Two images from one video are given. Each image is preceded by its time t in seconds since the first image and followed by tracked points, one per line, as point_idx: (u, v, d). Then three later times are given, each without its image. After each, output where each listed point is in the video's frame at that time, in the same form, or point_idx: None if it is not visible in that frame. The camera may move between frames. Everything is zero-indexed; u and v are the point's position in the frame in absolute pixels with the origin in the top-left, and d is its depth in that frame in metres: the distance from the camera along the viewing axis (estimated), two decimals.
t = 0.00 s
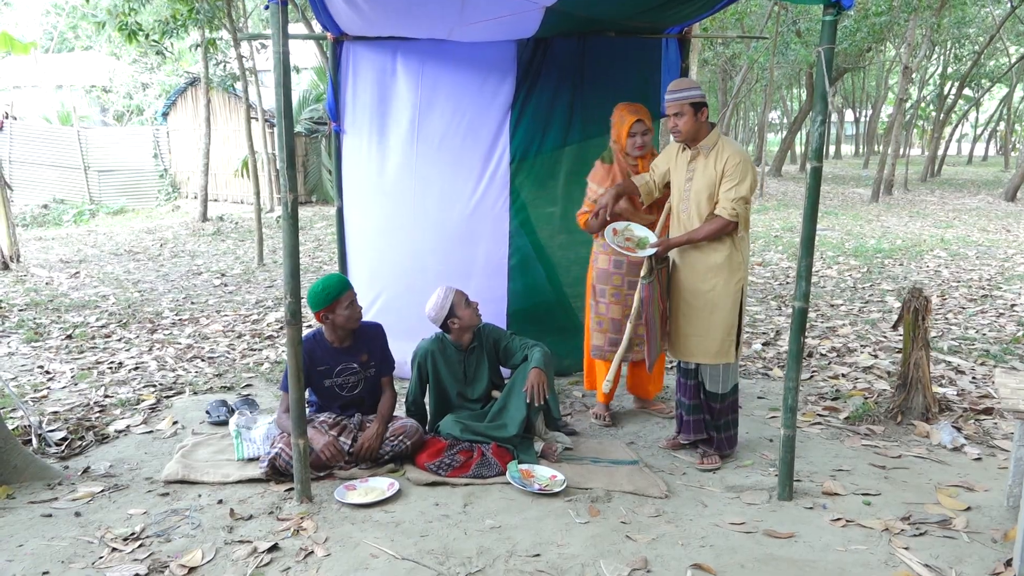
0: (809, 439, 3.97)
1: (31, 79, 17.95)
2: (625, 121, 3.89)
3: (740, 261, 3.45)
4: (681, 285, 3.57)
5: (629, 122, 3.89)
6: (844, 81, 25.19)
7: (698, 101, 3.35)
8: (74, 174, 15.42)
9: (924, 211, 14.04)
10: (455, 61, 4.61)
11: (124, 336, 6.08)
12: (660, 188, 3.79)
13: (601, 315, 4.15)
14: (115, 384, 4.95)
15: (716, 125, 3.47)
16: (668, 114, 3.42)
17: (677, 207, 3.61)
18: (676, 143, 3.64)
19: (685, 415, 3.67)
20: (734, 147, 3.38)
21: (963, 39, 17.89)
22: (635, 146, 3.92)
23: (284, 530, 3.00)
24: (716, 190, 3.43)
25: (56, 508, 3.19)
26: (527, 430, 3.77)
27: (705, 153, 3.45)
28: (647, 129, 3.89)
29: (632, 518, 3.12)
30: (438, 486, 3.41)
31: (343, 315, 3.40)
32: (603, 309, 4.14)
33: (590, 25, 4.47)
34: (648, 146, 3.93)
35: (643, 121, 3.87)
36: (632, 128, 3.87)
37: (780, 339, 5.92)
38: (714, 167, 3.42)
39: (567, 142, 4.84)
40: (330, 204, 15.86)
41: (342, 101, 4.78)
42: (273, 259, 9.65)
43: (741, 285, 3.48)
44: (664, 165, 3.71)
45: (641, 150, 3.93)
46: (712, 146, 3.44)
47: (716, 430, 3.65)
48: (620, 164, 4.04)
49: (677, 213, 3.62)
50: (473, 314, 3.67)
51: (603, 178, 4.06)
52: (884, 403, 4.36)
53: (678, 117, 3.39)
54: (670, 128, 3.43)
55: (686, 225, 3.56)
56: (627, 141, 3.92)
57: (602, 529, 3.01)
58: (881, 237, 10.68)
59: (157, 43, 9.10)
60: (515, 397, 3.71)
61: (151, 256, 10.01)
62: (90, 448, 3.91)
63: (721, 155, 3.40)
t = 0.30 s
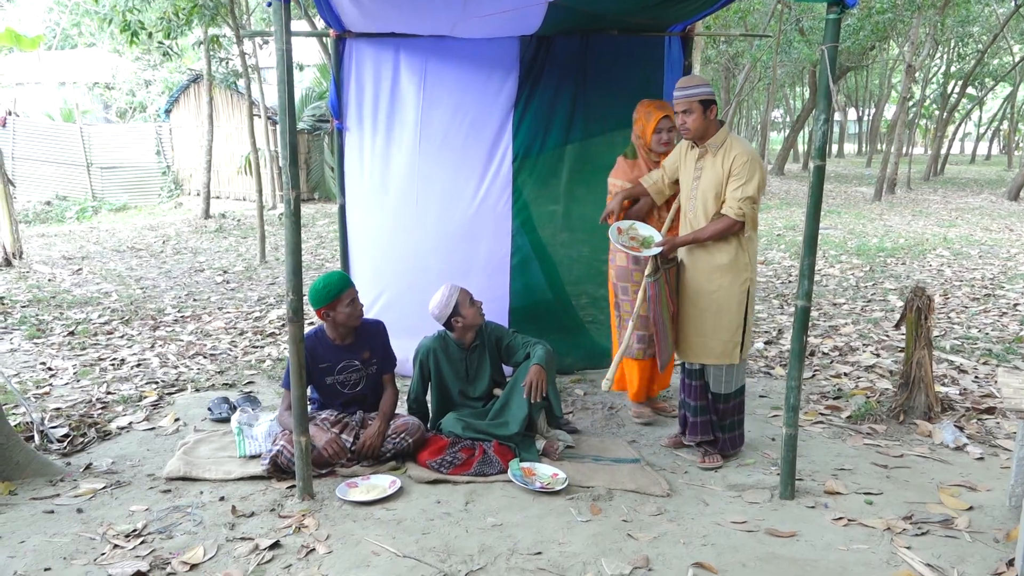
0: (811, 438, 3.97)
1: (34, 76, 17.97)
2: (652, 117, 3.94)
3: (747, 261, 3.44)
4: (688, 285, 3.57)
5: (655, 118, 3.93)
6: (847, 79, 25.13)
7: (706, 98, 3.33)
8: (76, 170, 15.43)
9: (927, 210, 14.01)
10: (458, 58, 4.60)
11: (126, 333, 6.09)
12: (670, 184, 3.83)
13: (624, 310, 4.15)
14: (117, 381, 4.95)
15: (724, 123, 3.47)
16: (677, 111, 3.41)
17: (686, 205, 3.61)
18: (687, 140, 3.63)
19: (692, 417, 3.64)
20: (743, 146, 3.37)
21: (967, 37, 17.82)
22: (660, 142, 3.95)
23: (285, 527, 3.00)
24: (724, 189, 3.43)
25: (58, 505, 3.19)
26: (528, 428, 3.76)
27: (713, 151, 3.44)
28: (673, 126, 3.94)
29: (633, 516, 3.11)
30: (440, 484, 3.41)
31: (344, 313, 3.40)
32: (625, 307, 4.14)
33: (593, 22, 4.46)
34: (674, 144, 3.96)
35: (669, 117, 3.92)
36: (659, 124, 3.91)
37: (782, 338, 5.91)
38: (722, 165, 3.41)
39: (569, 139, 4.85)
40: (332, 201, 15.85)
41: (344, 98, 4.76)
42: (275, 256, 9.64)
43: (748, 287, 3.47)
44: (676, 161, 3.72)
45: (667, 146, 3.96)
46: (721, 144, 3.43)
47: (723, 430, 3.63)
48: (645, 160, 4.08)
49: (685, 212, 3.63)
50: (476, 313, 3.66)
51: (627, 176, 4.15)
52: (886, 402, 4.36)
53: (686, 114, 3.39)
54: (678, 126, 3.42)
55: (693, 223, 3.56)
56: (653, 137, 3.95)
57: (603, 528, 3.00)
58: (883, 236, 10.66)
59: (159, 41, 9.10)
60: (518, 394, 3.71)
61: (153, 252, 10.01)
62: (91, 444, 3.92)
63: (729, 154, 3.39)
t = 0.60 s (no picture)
0: (812, 437, 3.97)
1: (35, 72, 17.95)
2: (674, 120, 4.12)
3: (751, 258, 3.45)
4: (692, 284, 3.56)
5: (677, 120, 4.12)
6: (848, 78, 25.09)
7: (706, 98, 3.33)
8: (77, 166, 15.42)
9: (928, 209, 14.00)
10: (460, 56, 4.60)
11: (127, 329, 6.09)
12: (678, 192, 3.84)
13: (634, 313, 4.18)
14: (117, 377, 4.95)
15: (725, 122, 3.46)
16: (679, 110, 3.40)
17: (688, 205, 3.61)
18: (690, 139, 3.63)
19: (701, 417, 3.62)
20: (745, 144, 3.37)
21: (969, 36, 17.79)
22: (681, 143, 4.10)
23: (285, 524, 3.00)
24: (727, 189, 3.43)
25: (58, 501, 3.19)
26: (528, 426, 3.76)
27: (715, 150, 3.44)
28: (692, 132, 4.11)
29: (634, 514, 3.11)
30: (440, 481, 3.42)
31: (344, 309, 3.40)
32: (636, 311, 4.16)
33: (594, 19, 4.44)
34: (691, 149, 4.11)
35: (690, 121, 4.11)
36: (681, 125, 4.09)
37: (783, 336, 5.90)
38: (724, 164, 3.41)
39: (570, 137, 4.84)
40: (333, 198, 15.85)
41: (346, 95, 4.75)
42: (276, 253, 9.64)
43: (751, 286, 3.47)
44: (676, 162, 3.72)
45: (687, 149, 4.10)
46: (723, 143, 3.43)
47: (732, 430, 3.62)
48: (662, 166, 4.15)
49: (687, 212, 3.62)
50: (477, 310, 3.66)
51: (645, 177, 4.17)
52: (887, 401, 4.35)
53: (687, 113, 3.38)
54: (679, 125, 3.41)
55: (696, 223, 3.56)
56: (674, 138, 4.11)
57: (603, 525, 3.00)
58: (884, 235, 10.65)
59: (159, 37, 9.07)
60: (518, 392, 3.71)
61: (153, 249, 10.01)
62: (92, 441, 3.92)
63: (732, 152, 3.39)
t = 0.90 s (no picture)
0: (813, 435, 3.96)
1: (36, 68, 17.94)
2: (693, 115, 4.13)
3: (749, 256, 3.45)
4: (689, 281, 3.56)
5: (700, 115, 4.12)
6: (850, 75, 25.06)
7: (706, 92, 3.33)
8: (78, 162, 15.42)
9: (930, 207, 13.98)
10: (462, 52, 4.59)
11: (128, 326, 6.09)
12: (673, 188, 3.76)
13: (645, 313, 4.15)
14: (118, 373, 4.96)
15: (723, 119, 3.48)
16: (677, 105, 3.39)
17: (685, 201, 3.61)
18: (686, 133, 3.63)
19: (697, 413, 3.63)
20: (743, 141, 3.38)
21: (971, 33, 17.75)
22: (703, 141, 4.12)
23: (286, 521, 3.00)
24: (724, 186, 3.43)
25: (59, 497, 3.19)
26: (529, 423, 3.75)
27: (712, 147, 3.46)
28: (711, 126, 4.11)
29: (635, 511, 3.11)
30: (441, 478, 3.41)
31: (344, 305, 3.39)
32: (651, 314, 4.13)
33: (596, 15, 4.43)
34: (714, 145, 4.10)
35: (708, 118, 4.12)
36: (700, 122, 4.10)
37: (784, 334, 5.90)
38: (722, 160, 3.42)
39: (571, 134, 4.83)
40: (334, 194, 15.85)
41: (347, 91, 4.73)
42: (277, 250, 9.64)
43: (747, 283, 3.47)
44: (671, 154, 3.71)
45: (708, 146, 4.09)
46: (720, 139, 3.44)
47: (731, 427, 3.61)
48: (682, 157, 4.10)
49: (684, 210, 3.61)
50: (478, 308, 3.66)
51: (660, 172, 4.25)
52: (888, 398, 4.35)
53: (686, 108, 3.37)
54: (678, 120, 3.41)
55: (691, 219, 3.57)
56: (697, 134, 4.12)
57: (604, 523, 3.00)
58: (885, 232, 10.64)
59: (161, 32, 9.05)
60: (519, 389, 3.70)
61: (154, 245, 10.02)
62: (93, 436, 3.92)
63: (729, 149, 3.40)
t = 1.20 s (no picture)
0: (815, 434, 3.95)
1: (38, 65, 17.95)
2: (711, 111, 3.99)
3: (745, 254, 3.48)
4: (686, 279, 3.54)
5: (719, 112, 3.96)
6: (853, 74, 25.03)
7: (709, 90, 3.32)
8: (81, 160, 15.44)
9: (932, 206, 13.96)
10: (466, 49, 4.58)
11: (130, 323, 6.09)
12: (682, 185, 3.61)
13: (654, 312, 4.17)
14: (120, 370, 4.96)
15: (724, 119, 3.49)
16: (681, 103, 3.37)
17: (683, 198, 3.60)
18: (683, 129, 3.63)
19: (694, 410, 3.64)
20: (743, 140, 3.38)
21: (975, 32, 17.70)
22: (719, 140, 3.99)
23: (288, 518, 3.00)
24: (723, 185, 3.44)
25: (61, 494, 3.19)
26: (531, 421, 3.75)
27: (713, 145, 3.46)
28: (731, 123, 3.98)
29: (636, 510, 3.11)
30: (442, 477, 3.41)
31: (346, 303, 3.38)
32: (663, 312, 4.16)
33: (598, 12, 4.42)
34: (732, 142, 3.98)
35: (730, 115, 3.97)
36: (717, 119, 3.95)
37: (786, 333, 5.89)
38: (722, 159, 3.42)
39: (573, 132, 4.81)
40: (336, 192, 15.85)
41: (349, 88, 4.72)
42: (279, 247, 9.64)
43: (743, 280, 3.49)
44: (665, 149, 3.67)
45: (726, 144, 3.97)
46: (721, 137, 3.44)
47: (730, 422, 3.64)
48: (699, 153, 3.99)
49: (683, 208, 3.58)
50: (480, 305, 3.66)
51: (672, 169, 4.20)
52: (891, 398, 4.34)
53: (689, 105, 3.35)
54: (680, 116, 3.39)
55: (689, 216, 3.55)
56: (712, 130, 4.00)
57: (606, 521, 3.00)
58: (888, 231, 10.62)
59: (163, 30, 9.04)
60: (521, 388, 3.70)
61: (157, 242, 10.02)
62: (95, 434, 3.92)
63: (729, 148, 3.40)
